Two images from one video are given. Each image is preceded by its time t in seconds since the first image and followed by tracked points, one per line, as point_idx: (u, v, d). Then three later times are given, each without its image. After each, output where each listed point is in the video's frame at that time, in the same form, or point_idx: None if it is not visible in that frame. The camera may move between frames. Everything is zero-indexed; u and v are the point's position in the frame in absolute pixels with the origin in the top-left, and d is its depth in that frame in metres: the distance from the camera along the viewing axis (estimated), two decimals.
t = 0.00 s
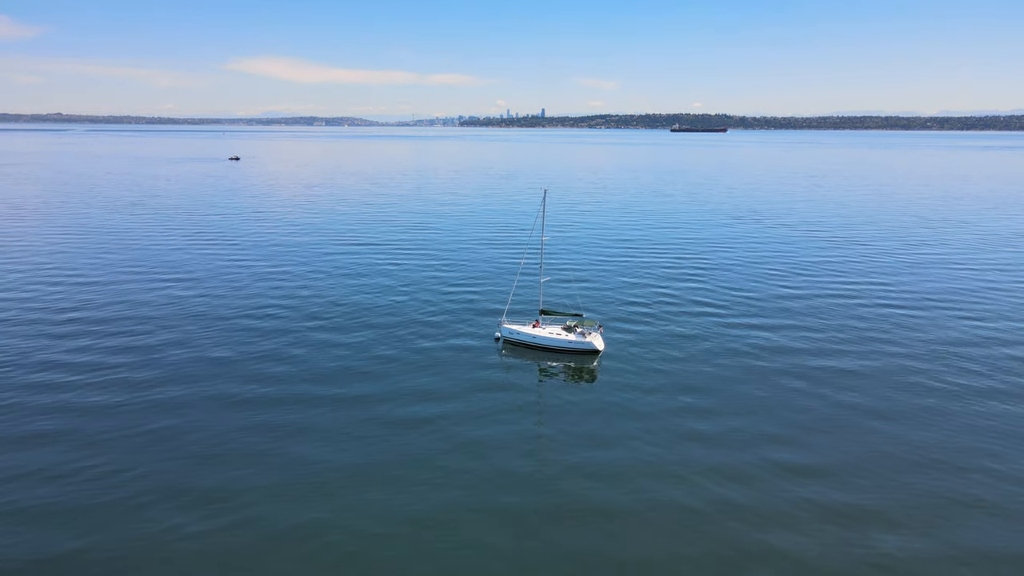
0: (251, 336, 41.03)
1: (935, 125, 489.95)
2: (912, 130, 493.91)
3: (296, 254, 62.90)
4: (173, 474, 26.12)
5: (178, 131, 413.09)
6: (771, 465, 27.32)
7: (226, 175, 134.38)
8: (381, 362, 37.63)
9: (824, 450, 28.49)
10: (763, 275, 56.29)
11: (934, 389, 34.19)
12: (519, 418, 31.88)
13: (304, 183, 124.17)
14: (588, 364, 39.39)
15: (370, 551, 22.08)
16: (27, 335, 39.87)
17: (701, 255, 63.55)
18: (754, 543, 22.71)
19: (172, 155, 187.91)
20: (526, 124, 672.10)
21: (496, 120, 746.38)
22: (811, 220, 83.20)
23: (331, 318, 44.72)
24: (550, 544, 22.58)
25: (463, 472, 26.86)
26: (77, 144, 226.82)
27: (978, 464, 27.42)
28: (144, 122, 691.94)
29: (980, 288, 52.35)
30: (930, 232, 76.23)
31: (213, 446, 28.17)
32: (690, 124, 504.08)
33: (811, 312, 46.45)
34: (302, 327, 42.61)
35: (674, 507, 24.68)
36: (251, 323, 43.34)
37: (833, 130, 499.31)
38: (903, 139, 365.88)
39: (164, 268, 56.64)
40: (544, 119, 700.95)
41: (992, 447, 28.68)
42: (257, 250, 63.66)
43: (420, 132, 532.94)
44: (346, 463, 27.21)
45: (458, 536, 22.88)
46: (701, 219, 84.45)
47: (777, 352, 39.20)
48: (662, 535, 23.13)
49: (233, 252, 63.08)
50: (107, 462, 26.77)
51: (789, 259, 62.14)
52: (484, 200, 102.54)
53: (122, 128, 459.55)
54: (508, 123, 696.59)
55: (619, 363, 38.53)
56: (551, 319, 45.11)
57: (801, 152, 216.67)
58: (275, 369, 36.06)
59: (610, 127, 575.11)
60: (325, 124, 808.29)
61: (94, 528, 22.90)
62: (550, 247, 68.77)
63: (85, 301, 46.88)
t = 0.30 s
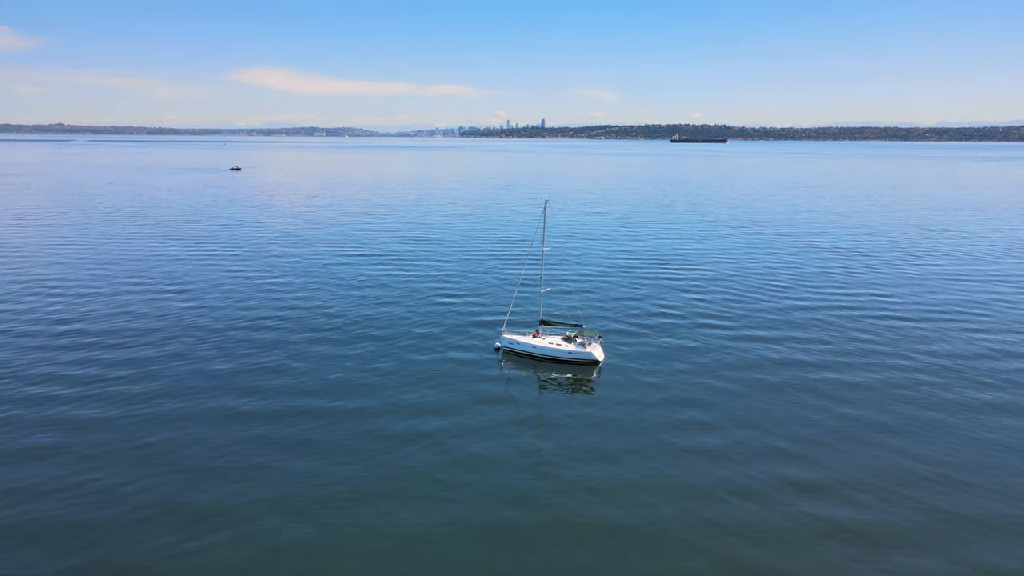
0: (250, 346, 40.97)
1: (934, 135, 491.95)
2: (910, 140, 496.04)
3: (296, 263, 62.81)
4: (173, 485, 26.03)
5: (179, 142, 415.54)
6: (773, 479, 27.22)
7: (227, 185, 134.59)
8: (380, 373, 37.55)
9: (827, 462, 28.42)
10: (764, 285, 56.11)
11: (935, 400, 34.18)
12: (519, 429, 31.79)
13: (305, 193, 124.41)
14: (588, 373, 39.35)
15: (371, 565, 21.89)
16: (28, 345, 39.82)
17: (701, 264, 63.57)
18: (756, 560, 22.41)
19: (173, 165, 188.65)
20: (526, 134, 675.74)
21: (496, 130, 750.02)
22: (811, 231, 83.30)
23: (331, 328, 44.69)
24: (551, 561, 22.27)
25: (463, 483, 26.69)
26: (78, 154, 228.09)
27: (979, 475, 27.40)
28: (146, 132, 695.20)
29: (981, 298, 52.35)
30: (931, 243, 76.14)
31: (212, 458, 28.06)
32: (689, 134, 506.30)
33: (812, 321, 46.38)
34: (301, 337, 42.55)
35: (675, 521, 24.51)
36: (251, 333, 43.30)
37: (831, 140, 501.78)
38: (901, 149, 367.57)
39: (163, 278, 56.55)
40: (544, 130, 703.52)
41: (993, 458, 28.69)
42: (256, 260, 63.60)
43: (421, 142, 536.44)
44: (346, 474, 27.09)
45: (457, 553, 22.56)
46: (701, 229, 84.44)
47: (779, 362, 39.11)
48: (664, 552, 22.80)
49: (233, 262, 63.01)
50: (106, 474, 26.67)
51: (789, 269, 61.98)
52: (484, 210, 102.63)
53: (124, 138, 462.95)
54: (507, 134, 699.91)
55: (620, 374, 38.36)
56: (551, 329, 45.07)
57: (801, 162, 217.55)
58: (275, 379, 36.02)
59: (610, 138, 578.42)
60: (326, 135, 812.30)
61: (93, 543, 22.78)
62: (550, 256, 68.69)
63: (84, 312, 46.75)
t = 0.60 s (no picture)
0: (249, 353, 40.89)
1: (932, 146, 494.67)
2: (908, 151, 498.88)
3: (295, 273, 62.72)
4: (172, 495, 25.91)
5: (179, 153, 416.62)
6: (773, 490, 27.21)
7: (226, 196, 134.66)
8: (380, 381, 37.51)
9: (827, 473, 28.39)
10: (763, 295, 56.04)
11: (935, 411, 34.14)
12: (519, 438, 31.72)
13: (305, 203, 124.52)
14: (588, 383, 39.28)
15: None
16: (25, 351, 39.69)
17: (700, 275, 63.64)
18: None
19: (173, 175, 189.36)
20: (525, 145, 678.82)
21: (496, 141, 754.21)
22: (810, 241, 83.46)
23: (330, 336, 44.53)
24: None
25: (463, 493, 26.65)
26: (80, 165, 229.48)
27: (980, 488, 27.37)
28: (147, 143, 698.39)
29: (981, 308, 52.33)
30: (930, 253, 76.14)
31: (211, 465, 27.99)
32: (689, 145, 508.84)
33: (812, 331, 46.35)
34: (300, 345, 42.46)
35: (674, 532, 24.48)
36: (250, 341, 43.10)
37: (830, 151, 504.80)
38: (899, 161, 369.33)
39: (163, 286, 56.38)
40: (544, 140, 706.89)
41: (994, 470, 28.64)
42: (256, 270, 63.44)
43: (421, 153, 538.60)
44: (345, 483, 27.00)
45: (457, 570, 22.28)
46: (700, 239, 84.52)
47: (779, 372, 39.08)
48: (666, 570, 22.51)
49: (232, 271, 62.89)
50: (104, 480, 26.60)
51: (789, 279, 61.89)
52: (483, 220, 102.77)
53: (125, 149, 464.64)
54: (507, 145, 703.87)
55: (620, 383, 38.24)
56: (552, 338, 45.08)
57: (799, 174, 218.36)
58: (274, 386, 35.92)
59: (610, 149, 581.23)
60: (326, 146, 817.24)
61: (91, 550, 22.73)
62: (549, 267, 68.64)
63: (84, 318, 46.53)
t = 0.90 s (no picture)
0: (248, 362, 40.87)
1: (931, 157, 496.59)
2: (907, 161, 500.90)
3: (295, 283, 62.66)
4: (169, 507, 25.76)
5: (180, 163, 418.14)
6: (771, 501, 27.24)
7: (227, 206, 134.92)
8: (379, 391, 37.31)
9: (826, 484, 28.40)
10: (763, 305, 55.95)
11: (934, 422, 34.17)
12: (518, 449, 31.72)
13: (305, 214, 124.74)
14: (588, 394, 39.18)
15: None
16: (25, 359, 39.75)
17: (700, 285, 63.74)
18: None
19: (173, 185, 190.63)
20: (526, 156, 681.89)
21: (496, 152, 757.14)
22: (809, 251, 83.71)
23: (329, 346, 44.37)
24: None
25: (461, 506, 26.44)
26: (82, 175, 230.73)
27: (979, 499, 27.38)
28: (149, 154, 702.78)
29: (980, 319, 52.42)
30: (930, 264, 76.09)
31: (210, 475, 27.97)
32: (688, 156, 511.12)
33: (811, 342, 46.38)
34: (300, 354, 42.50)
35: (674, 546, 24.36)
36: (249, 351, 42.95)
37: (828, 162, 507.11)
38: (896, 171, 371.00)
39: (163, 296, 56.26)
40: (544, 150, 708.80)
41: (994, 482, 28.63)
42: (256, 280, 63.38)
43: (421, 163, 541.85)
44: (344, 494, 26.96)
45: None
46: (700, 250, 84.49)
47: (779, 382, 39.08)
48: None
49: (232, 281, 62.85)
50: (101, 492, 26.47)
51: (790, 290, 61.82)
52: (484, 231, 102.93)
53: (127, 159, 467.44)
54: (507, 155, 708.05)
55: (619, 394, 38.10)
56: (552, 348, 44.94)
57: (798, 184, 219.49)
58: (273, 396, 35.93)
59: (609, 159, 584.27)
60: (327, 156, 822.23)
61: (86, 564, 22.56)
62: (549, 277, 68.63)
63: (83, 328, 46.43)
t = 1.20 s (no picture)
0: (248, 374, 40.77)
1: (929, 167, 498.92)
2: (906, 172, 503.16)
3: (295, 293, 62.62)
4: (167, 520, 25.62)
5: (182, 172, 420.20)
6: (773, 515, 27.03)
7: (228, 216, 135.26)
8: (378, 402, 37.19)
9: (830, 499, 28.14)
10: (763, 316, 55.95)
11: (937, 435, 33.95)
12: (519, 462, 31.51)
13: (306, 224, 125.03)
14: (588, 404, 39.13)
15: None
16: (24, 371, 39.64)
17: (700, 296, 63.76)
18: None
19: (174, 195, 191.20)
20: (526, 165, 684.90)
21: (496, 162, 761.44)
22: (808, 262, 83.86)
23: (329, 357, 44.30)
24: None
25: (460, 520, 26.30)
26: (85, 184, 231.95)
27: (983, 513, 27.19)
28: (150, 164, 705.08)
29: (981, 331, 52.36)
30: (929, 275, 76.18)
31: (208, 489, 27.75)
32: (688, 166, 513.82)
33: (812, 354, 46.29)
34: (300, 365, 42.46)
35: (676, 562, 24.14)
36: (248, 362, 42.88)
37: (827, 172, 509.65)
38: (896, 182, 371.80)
39: (163, 306, 56.25)
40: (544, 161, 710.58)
41: (995, 495, 28.57)
42: (256, 290, 63.38)
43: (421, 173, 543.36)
44: (343, 508, 26.79)
45: None
46: (699, 260, 84.61)
47: (778, 393, 39.08)
48: None
49: (232, 291, 62.85)
50: (100, 504, 26.37)
51: (789, 301, 61.85)
52: (484, 241, 103.10)
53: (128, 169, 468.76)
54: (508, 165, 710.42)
55: (619, 405, 38.00)
56: (552, 358, 44.87)
57: (798, 195, 220.26)
58: (272, 408, 35.79)
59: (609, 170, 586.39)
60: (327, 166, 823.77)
61: None
62: (548, 288, 68.66)
63: (82, 339, 46.33)
